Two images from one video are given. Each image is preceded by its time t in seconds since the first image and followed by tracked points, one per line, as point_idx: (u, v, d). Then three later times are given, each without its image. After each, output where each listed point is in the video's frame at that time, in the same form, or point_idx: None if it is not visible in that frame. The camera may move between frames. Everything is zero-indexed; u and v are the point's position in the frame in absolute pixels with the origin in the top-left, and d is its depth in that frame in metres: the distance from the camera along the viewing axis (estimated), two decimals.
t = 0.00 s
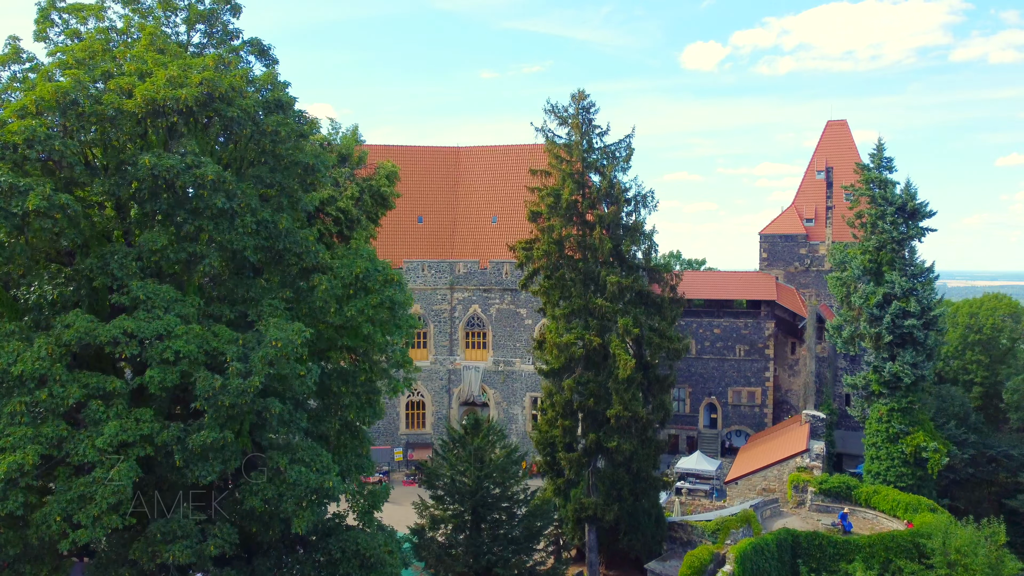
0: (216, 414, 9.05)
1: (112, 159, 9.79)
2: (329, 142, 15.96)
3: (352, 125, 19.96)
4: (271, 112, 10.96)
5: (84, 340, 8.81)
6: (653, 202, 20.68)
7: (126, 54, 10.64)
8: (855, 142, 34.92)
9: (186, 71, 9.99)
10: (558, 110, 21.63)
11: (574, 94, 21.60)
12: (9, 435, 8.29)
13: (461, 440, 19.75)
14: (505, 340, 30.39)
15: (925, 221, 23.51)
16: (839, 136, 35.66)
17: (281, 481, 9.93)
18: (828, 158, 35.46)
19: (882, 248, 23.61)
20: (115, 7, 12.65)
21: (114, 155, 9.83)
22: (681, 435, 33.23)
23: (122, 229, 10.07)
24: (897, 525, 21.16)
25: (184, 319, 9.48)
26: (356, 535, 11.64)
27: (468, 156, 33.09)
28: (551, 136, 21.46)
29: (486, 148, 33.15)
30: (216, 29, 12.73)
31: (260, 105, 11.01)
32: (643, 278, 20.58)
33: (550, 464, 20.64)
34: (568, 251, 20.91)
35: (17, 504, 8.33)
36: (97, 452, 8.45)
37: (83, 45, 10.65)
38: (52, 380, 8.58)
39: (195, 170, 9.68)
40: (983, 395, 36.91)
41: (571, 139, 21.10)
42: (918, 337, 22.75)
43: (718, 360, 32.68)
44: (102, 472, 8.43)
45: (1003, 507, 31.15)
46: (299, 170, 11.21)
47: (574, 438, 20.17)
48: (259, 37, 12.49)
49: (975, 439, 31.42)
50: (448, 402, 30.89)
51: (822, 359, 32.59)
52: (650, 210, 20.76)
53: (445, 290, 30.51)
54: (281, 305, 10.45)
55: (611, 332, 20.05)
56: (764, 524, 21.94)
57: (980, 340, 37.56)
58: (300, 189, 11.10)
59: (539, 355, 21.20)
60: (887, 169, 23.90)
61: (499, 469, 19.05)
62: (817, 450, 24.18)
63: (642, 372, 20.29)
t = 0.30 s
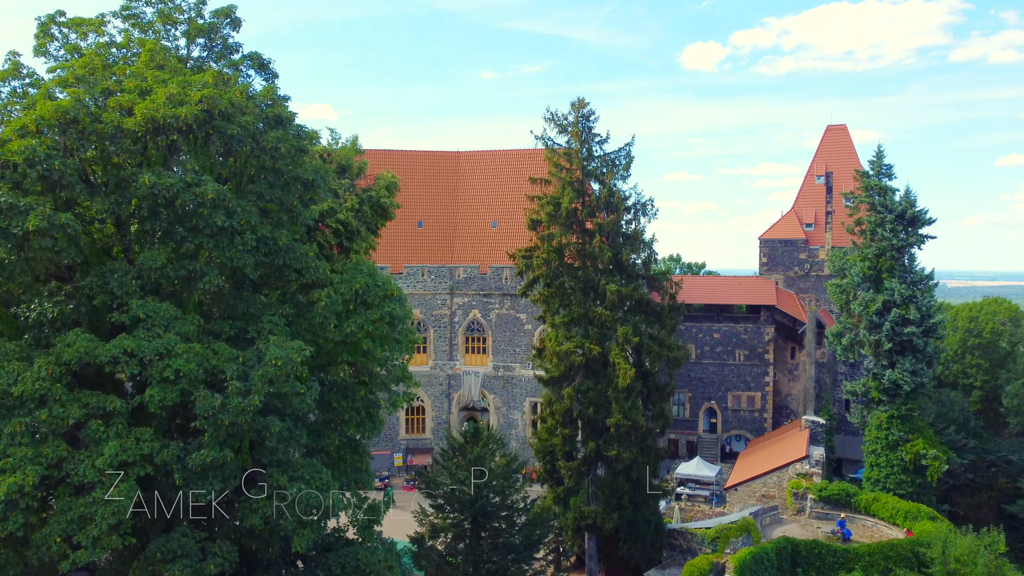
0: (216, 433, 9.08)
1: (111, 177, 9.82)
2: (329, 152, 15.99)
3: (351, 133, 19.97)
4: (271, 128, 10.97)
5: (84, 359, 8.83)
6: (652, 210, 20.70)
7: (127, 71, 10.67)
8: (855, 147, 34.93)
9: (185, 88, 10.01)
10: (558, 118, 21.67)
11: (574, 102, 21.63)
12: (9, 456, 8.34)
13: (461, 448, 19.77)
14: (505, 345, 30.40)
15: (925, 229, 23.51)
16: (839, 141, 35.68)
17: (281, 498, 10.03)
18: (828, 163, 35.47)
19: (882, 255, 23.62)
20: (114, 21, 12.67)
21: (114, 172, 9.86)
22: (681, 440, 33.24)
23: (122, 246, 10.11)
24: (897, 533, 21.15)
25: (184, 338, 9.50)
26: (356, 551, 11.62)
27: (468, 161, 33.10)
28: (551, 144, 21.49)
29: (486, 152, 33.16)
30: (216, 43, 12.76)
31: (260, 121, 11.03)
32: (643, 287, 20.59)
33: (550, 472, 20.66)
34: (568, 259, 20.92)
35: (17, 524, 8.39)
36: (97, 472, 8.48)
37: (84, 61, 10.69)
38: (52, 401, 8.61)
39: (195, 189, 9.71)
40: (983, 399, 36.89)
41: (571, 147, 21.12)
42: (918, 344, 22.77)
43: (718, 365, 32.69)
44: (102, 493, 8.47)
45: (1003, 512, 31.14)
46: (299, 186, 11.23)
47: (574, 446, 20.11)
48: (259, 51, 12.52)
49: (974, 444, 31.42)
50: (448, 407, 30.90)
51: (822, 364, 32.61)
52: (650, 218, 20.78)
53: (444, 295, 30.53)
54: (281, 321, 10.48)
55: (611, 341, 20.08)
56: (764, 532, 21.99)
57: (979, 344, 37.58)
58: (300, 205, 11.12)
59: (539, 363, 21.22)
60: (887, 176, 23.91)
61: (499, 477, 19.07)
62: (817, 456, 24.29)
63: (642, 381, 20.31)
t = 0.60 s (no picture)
0: (216, 451, 9.13)
1: (111, 195, 9.85)
2: (329, 163, 16.02)
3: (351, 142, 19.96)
4: (270, 144, 11.00)
5: (84, 378, 8.84)
6: (652, 218, 20.73)
7: (126, 88, 10.69)
8: (855, 152, 34.94)
9: (185, 105, 10.03)
10: (558, 126, 21.70)
11: (574, 110, 21.65)
12: (9, 476, 8.42)
13: (461, 457, 19.79)
14: (505, 350, 30.42)
15: (924, 236, 23.52)
16: (839, 146, 35.69)
17: (282, 516, 10.21)
18: (828, 168, 35.48)
19: (882, 262, 23.62)
20: (114, 34, 12.70)
21: (114, 190, 9.89)
22: (681, 444, 33.26)
23: (122, 262, 10.14)
24: (897, 542, 21.27)
25: (185, 355, 9.52)
26: (357, 565, 11.64)
27: (468, 165, 33.13)
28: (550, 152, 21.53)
29: (485, 156, 33.20)
30: (216, 57, 12.81)
31: (260, 137, 11.07)
32: (643, 295, 20.60)
33: (550, 480, 20.69)
34: (567, 267, 20.94)
35: (18, 545, 8.52)
36: (97, 492, 8.57)
37: (84, 78, 10.72)
38: (53, 420, 8.65)
39: (195, 207, 9.75)
40: (983, 403, 36.90)
41: (571, 155, 21.14)
42: (917, 352, 22.78)
43: (717, 369, 32.70)
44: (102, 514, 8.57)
45: (1002, 516, 31.14)
46: (299, 202, 11.27)
47: (574, 455, 20.13)
48: (259, 65, 12.58)
49: (974, 449, 31.45)
50: (448, 412, 30.93)
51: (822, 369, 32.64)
52: (650, 226, 20.81)
53: (444, 300, 30.55)
54: (281, 337, 10.52)
55: (611, 349, 20.07)
56: (765, 540, 22.11)
57: (979, 348, 37.59)
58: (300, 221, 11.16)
59: (539, 371, 21.26)
60: (887, 183, 23.93)
61: (498, 487, 19.12)
62: (817, 462, 24.18)
63: (641, 389, 20.33)
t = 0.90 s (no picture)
0: (216, 470, 9.23)
1: (112, 213, 9.87)
2: (328, 174, 16.04)
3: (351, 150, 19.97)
4: (270, 160, 11.05)
5: (85, 398, 8.88)
6: (652, 226, 20.77)
7: (127, 105, 10.72)
8: (854, 157, 34.98)
9: (186, 123, 10.06)
10: (558, 134, 21.74)
11: (574, 118, 21.68)
12: (10, 497, 8.56)
13: (461, 466, 19.76)
14: (505, 355, 30.44)
15: (924, 243, 23.54)
16: (839, 150, 35.73)
17: (281, 533, 10.45)
18: (827, 173, 35.52)
19: (882, 269, 23.64)
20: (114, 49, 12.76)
21: (114, 208, 9.92)
22: (681, 449, 33.26)
23: (122, 279, 10.16)
24: (896, 549, 21.20)
25: (185, 373, 9.55)
26: None
27: (467, 170, 33.16)
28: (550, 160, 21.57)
29: (484, 161, 33.25)
30: (215, 71, 12.86)
31: (260, 153, 11.10)
32: (643, 303, 20.61)
33: (549, 488, 20.71)
34: (567, 275, 20.98)
35: (19, 565, 8.62)
36: (97, 513, 8.74)
37: (83, 95, 10.74)
38: (53, 440, 8.78)
39: (196, 225, 9.79)
40: (983, 407, 36.89)
41: (571, 163, 21.17)
42: (917, 359, 22.80)
43: (717, 374, 32.70)
44: (102, 534, 8.74)
45: (1002, 522, 31.14)
46: (299, 217, 11.31)
47: (573, 463, 20.17)
48: (259, 80, 12.66)
49: (974, 455, 31.47)
50: (448, 417, 30.94)
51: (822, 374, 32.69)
52: (650, 234, 20.85)
53: (444, 305, 30.57)
54: (281, 353, 10.56)
55: (610, 358, 20.06)
56: (765, 547, 22.23)
57: (979, 352, 37.60)
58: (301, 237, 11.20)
59: (538, 379, 21.29)
60: (887, 191, 23.95)
61: (498, 495, 19.13)
62: (816, 469, 24.11)
63: (641, 398, 20.34)
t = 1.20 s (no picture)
0: (217, 489, 9.21)
1: (113, 231, 9.89)
2: (328, 184, 16.07)
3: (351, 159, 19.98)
4: (271, 176, 11.10)
5: (86, 417, 8.92)
6: (651, 235, 20.83)
7: (127, 121, 10.74)
8: (854, 162, 35.01)
9: (187, 140, 10.09)
10: (558, 142, 21.78)
11: (574, 126, 21.72)
12: (11, 517, 8.70)
13: (461, 475, 19.73)
14: (505, 360, 30.46)
15: (923, 251, 23.58)
16: (839, 155, 35.75)
17: (281, 550, 10.55)
18: (827, 177, 35.55)
19: (881, 277, 23.65)
20: (115, 63, 12.82)
21: (115, 225, 9.94)
22: (681, 453, 33.27)
23: (123, 295, 10.19)
24: (896, 557, 21.21)
25: (185, 391, 9.57)
26: None
27: (467, 175, 33.20)
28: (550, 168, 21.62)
29: (484, 166, 33.30)
30: (216, 84, 12.90)
31: (261, 168, 11.14)
32: (643, 311, 20.63)
33: (549, 496, 20.70)
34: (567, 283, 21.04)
35: None
36: (98, 532, 8.97)
37: (84, 110, 10.78)
38: (54, 460, 8.93)
39: (197, 242, 9.81)
40: (982, 412, 36.89)
41: (571, 171, 21.21)
42: (916, 367, 22.83)
43: (717, 379, 32.71)
44: (104, 552, 8.93)
45: (1002, 527, 31.13)
46: (299, 232, 11.37)
47: (573, 472, 20.18)
48: (259, 95, 12.72)
49: (973, 460, 31.50)
50: (448, 422, 30.94)
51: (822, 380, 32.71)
52: (649, 243, 20.90)
53: (444, 310, 30.59)
54: (282, 369, 10.61)
55: (610, 366, 20.07)
56: (764, 554, 22.35)
57: (979, 356, 37.63)
58: (301, 252, 11.25)
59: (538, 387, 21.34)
60: (887, 198, 23.97)
61: (498, 504, 19.13)
62: (816, 475, 23.91)
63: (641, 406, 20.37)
